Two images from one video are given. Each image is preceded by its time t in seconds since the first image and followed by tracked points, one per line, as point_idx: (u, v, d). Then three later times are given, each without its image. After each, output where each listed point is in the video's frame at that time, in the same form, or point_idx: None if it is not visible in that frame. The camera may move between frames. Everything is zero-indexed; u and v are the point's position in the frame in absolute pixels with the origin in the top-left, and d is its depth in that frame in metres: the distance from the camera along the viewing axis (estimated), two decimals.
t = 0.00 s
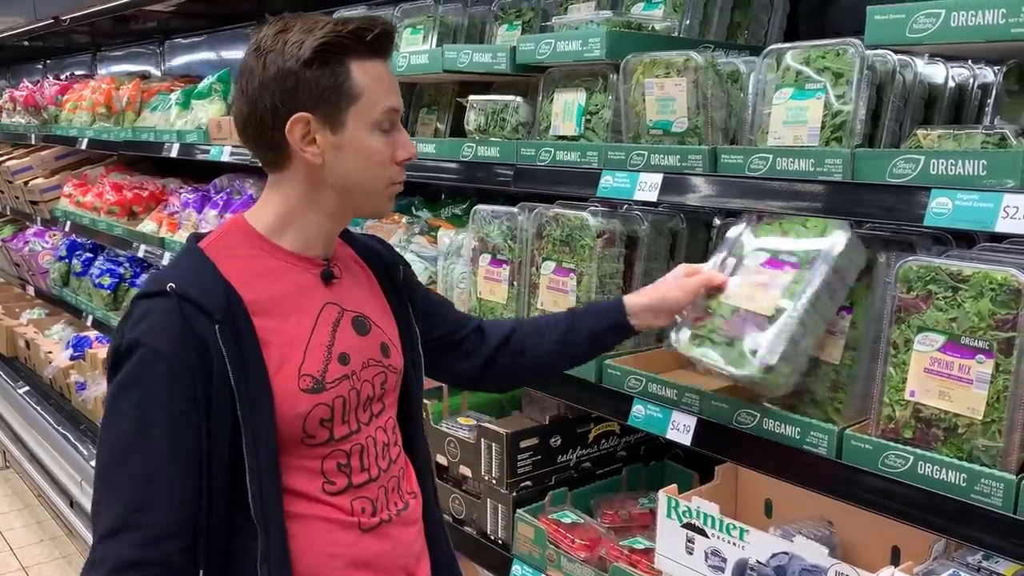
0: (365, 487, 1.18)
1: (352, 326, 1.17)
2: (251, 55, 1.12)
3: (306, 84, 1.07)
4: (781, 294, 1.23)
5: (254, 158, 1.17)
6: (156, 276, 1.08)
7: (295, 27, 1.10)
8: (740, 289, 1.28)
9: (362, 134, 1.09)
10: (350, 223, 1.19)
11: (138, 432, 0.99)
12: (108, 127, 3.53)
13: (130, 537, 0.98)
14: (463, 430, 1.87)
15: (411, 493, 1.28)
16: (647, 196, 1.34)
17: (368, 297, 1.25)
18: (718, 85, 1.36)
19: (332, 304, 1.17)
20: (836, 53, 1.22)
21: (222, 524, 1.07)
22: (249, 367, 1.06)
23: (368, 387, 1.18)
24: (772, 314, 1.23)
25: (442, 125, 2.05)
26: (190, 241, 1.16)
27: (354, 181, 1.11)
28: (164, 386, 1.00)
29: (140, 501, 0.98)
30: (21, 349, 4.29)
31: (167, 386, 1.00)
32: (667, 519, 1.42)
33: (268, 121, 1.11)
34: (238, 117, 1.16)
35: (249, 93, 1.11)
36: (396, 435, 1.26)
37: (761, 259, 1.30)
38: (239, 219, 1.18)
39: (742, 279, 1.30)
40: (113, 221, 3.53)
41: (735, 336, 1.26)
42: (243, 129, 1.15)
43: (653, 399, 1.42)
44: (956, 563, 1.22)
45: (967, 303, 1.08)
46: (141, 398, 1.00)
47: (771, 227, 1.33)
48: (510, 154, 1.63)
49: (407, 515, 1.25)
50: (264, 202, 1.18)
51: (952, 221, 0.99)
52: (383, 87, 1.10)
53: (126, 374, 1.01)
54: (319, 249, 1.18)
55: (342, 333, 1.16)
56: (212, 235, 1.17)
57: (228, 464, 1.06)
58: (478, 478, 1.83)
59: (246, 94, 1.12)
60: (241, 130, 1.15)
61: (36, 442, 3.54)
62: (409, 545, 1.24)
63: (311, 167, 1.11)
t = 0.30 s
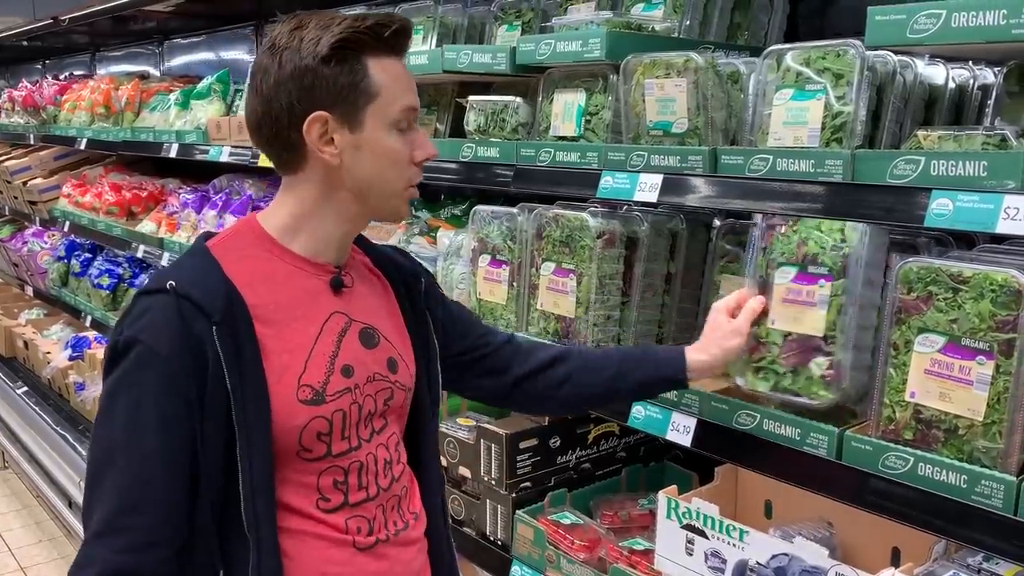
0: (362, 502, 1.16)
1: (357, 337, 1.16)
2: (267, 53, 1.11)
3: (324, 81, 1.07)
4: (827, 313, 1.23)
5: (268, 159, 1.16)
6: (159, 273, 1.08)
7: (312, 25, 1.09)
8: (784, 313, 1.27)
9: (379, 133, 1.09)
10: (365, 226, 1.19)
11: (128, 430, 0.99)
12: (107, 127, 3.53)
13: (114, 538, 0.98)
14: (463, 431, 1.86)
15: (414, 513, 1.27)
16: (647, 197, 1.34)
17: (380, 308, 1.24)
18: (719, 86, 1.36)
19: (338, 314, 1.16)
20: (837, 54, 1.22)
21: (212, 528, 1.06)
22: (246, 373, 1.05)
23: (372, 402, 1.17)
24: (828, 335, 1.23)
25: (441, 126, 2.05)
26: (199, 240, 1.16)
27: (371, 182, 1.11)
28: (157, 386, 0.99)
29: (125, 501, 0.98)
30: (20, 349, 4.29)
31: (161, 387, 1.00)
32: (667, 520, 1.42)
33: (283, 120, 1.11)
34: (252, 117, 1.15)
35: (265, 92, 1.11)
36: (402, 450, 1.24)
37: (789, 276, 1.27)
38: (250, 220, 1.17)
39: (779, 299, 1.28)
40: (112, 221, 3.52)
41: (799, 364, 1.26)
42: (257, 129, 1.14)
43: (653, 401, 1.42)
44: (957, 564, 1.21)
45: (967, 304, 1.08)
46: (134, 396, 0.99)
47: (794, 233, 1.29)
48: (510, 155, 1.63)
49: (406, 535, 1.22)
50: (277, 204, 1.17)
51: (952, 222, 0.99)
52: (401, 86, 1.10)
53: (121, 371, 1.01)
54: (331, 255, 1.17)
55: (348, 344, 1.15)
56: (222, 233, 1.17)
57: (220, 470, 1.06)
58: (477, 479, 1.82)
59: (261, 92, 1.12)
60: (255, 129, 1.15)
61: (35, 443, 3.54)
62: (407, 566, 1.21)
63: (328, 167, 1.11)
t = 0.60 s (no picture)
0: (362, 508, 1.16)
1: (363, 343, 1.16)
2: (291, 49, 1.10)
3: (350, 80, 1.06)
4: (837, 333, 1.22)
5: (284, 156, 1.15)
6: (166, 271, 1.08)
7: (340, 23, 1.09)
8: (795, 330, 1.26)
9: (401, 136, 1.09)
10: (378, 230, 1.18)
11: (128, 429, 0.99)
12: (106, 126, 3.53)
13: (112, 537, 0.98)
14: (462, 431, 1.86)
15: (417, 529, 1.26)
16: (647, 197, 1.34)
17: (389, 313, 1.23)
18: (719, 86, 1.36)
19: (347, 319, 1.15)
20: (838, 54, 1.22)
21: (210, 533, 1.06)
22: (249, 376, 1.05)
23: (376, 409, 1.16)
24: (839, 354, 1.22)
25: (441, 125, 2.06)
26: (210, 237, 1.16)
27: (391, 184, 1.10)
28: (157, 386, 0.99)
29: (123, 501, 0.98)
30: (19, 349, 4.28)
31: (162, 388, 1.00)
32: (667, 520, 1.42)
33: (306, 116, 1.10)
34: (270, 111, 1.14)
35: (287, 87, 1.10)
36: (408, 458, 1.24)
37: (797, 292, 1.26)
38: (262, 219, 1.17)
39: (789, 316, 1.27)
40: (111, 221, 3.52)
41: (810, 383, 1.25)
42: (276, 124, 1.13)
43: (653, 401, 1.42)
44: (957, 564, 1.21)
45: (967, 304, 1.08)
46: (135, 396, 1.00)
47: (801, 248, 1.27)
48: (509, 154, 1.63)
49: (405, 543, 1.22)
50: (291, 202, 1.16)
51: (953, 222, 0.99)
52: (424, 91, 1.10)
53: (123, 369, 1.01)
54: (342, 259, 1.17)
55: (354, 349, 1.14)
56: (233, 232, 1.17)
57: (220, 473, 1.06)
58: (477, 479, 1.82)
59: (282, 86, 1.10)
60: (273, 123, 1.13)
61: (34, 443, 3.53)
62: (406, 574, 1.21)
63: (347, 167, 1.10)
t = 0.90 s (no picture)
0: (377, 508, 1.16)
1: (372, 342, 1.16)
2: (297, 44, 1.09)
3: (359, 79, 1.06)
4: (844, 328, 1.22)
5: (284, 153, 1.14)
6: (171, 279, 1.06)
7: (350, 20, 1.08)
8: (801, 323, 1.27)
9: (407, 138, 1.09)
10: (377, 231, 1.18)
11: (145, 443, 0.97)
12: (104, 126, 3.52)
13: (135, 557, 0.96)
14: (461, 429, 1.86)
15: (423, 525, 1.27)
16: (647, 196, 1.34)
17: (389, 309, 1.24)
18: (719, 84, 1.36)
19: (354, 318, 1.16)
20: (838, 52, 1.22)
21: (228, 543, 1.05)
22: (267, 380, 1.05)
23: (385, 407, 1.17)
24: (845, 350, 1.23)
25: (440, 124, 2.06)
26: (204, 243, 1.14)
27: (394, 186, 1.10)
28: (176, 397, 0.97)
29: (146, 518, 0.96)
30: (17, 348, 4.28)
31: (180, 398, 0.98)
32: (666, 518, 1.42)
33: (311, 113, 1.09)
34: (272, 106, 1.12)
35: (292, 82, 1.08)
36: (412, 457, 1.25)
37: (806, 284, 1.26)
38: (259, 221, 1.17)
39: (796, 308, 1.28)
40: (109, 221, 3.52)
41: (815, 376, 1.26)
42: (277, 119, 1.12)
43: (653, 399, 1.42)
44: (956, 563, 1.21)
45: (967, 303, 1.08)
46: (153, 408, 0.97)
47: (813, 240, 1.27)
48: (509, 153, 1.62)
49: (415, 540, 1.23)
50: (291, 202, 1.15)
51: (953, 220, 0.99)
52: (429, 92, 1.10)
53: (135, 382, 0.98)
54: (341, 257, 1.17)
55: (364, 348, 1.15)
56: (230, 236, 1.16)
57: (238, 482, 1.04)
58: (476, 478, 1.82)
59: (287, 81, 1.09)
60: (275, 119, 1.12)
61: (33, 443, 3.54)
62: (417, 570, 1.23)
63: (352, 166, 1.10)
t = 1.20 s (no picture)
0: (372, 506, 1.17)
1: (368, 340, 1.16)
2: (292, 44, 1.08)
3: (355, 80, 1.06)
4: (822, 336, 1.23)
5: (276, 152, 1.14)
6: (165, 279, 1.05)
7: (344, 20, 1.08)
8: (779, 336, 1.28)
9: (401, 136, 1.10)
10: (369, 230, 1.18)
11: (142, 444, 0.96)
12: (103, 125, 3.52)
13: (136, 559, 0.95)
14: (461, 429, 1.86)
15: (417, 524, 1.28)
16: (647, 196, 1.34)
17: (384, 306, 1.24)
18: (718, 85, 1.35)
19: (350, 315, 1.16)
20: (837, 53, 1.22)
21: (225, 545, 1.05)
22: (264, 379, 1.05)
23: (381, 404, 1.17)
24: (827, 357, 1.23)
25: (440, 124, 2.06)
26: (197, 242, 1.14)
27: (388, 185, 1.11)
28: (172, 396, 0.97)
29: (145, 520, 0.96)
30: (16, 347, 4.28)
31: (175, 397, 0.97)
32: (665, 518, 1.42)
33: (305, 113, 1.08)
34: (264, 106, 1.12)
35: (287, 82, 1.08)
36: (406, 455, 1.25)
37: (774, 301, 1.28)
38: (253, 219, 1.16)
39: (771, 323, 1.29)
40: (108, 220, 3.52)
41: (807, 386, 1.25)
42: (270, 119, 1.11)
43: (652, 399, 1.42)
44: (956, 563, 1.22)
45: (967, 303, 1.08)
46: (149, 409, 0.97)
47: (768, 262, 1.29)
48: (508, 153, 1.63)
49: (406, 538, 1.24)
50: (284, 201, 1.15)
51: (952, 221, 0.99)
52: (422, 90, 1.11)
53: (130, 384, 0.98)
54: (333, 255, 1.17)
55: (359, 345, 1.15)
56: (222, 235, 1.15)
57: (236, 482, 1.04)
58: (476, 478, 1.82)
59: (282, 81, 1.08)
60: (268, 119, 1.11)
61: (31, 443, 3.53)
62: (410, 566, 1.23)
63: (347, 167, 1.10)
